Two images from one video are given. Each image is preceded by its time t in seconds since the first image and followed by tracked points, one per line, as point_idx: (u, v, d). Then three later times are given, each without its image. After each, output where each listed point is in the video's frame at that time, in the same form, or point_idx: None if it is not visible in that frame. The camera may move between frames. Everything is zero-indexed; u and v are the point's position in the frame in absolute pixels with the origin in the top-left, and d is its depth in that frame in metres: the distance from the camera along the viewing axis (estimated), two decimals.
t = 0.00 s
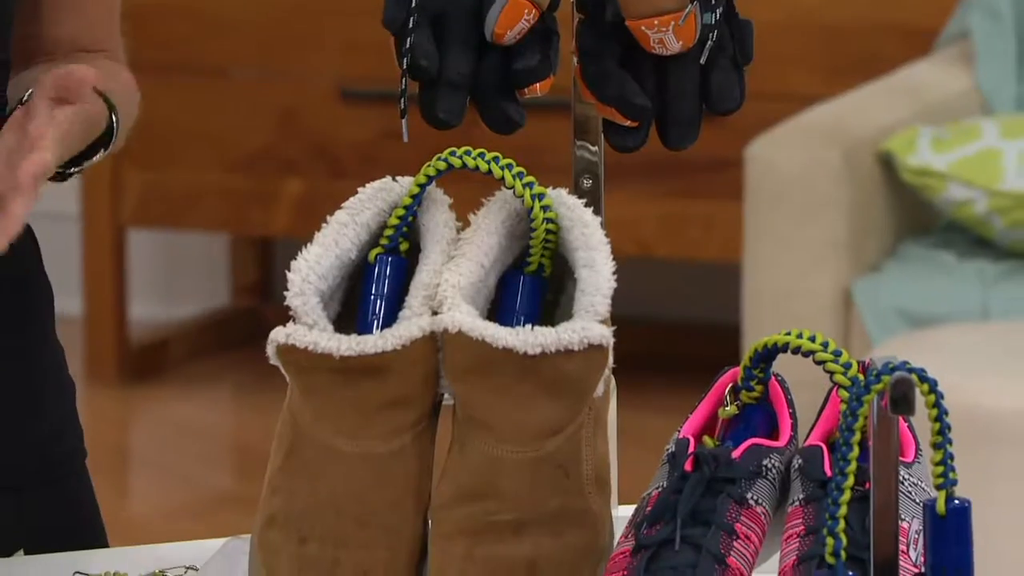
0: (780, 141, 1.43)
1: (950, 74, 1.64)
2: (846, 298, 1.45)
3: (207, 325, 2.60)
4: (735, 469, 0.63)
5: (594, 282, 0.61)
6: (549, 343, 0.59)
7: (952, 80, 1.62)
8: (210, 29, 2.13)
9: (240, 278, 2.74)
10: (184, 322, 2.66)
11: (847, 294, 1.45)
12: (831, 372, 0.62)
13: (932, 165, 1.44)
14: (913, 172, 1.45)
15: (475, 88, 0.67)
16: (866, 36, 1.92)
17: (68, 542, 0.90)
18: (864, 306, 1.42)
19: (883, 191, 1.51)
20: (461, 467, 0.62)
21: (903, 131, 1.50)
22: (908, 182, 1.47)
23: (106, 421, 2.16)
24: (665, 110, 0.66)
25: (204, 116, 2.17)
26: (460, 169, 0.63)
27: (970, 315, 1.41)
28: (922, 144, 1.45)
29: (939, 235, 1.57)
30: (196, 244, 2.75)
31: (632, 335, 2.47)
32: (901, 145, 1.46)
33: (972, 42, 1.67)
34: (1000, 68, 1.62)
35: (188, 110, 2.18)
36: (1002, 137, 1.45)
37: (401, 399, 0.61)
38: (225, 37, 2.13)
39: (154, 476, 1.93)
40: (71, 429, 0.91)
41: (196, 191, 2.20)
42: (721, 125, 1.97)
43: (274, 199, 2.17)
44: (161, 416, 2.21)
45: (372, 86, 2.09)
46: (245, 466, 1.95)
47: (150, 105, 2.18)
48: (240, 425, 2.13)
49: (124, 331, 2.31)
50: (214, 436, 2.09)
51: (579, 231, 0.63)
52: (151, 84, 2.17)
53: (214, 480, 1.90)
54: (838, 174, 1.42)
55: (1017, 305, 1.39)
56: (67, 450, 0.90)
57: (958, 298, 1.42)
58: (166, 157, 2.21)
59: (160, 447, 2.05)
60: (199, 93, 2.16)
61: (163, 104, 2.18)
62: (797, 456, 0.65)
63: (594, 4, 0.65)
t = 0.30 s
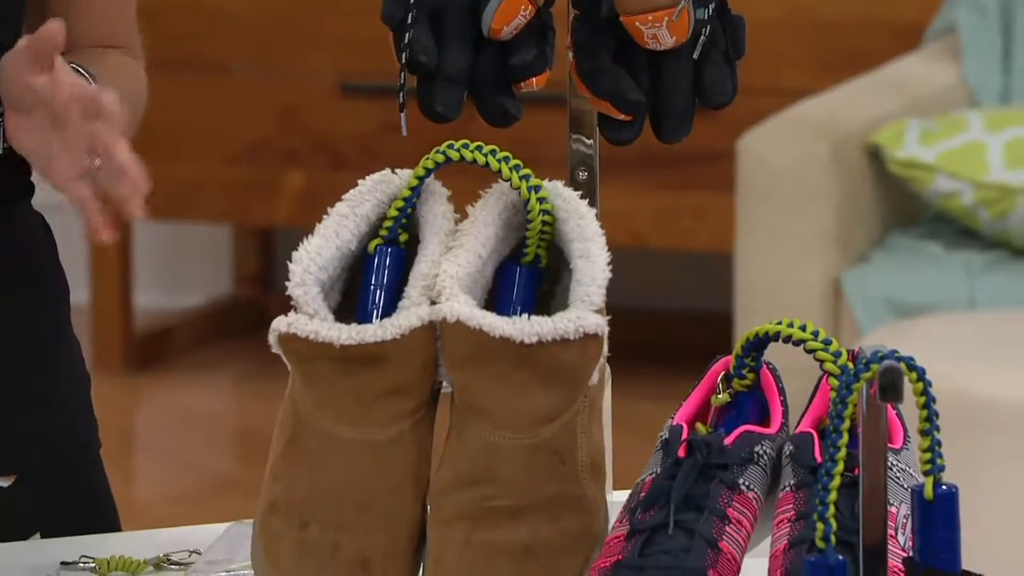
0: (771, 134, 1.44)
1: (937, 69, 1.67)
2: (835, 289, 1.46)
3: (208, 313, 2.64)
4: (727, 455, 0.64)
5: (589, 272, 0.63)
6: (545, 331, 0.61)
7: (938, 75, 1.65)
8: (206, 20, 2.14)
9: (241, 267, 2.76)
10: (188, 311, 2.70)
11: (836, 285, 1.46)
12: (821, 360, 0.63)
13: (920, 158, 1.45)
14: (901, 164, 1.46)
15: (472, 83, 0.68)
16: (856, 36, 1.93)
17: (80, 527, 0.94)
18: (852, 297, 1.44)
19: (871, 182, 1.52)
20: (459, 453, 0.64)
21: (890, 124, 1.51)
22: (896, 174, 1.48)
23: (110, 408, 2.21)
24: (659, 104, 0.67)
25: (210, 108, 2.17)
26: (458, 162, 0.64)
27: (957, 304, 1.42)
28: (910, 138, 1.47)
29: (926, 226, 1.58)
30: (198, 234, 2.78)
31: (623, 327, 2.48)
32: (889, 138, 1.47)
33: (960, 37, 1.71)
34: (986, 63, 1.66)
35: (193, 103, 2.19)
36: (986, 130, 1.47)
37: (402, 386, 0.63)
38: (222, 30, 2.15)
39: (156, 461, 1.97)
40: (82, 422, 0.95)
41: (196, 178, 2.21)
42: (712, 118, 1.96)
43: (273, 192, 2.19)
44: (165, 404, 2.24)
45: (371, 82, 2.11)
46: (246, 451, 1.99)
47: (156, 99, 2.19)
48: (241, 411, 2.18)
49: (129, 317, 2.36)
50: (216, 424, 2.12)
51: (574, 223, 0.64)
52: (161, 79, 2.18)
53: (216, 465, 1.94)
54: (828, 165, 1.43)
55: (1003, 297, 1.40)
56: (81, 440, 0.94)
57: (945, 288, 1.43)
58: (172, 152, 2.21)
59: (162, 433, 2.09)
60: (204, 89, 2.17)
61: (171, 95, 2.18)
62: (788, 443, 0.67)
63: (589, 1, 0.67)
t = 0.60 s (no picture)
0: (750, 130, 1.48)
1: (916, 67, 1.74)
2: (817, 282, 1.50)
3: (202, 306, 2.72)
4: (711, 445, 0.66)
5: (577, 266, 0.64)
6: (533, 324, 0.62)
7: (918, 73, 1.72)
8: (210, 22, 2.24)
9: (235, 259, 2.86)
10: (184, 302, 2.78)
11: (818, 278, 1.50)
12: (803, 352, 0.65)
13: (899, 153, 1.50)
14: (880, 160, 1.51)
15: (461, 80, 0.69)
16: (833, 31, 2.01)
17: (78, 516, 0.95)
18: (833, 288, 1.48)
19: (852, 177, 1.57)
20: (450, 443, 0.65)
21: (869, 121, 1.55)
22: (876, 169, 1.52)
23: (108, 397, 2.27)
24: (645, 100, 0.69)
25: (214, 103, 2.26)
26: (448, 157, 0.66)
27: (935, 296, 1.48)
28: (889, 134, 1.51)
29: (903, 220, 1.63)
30: (191, 227, 2.87)
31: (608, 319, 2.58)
32: (869, 134, 1.51)
33: (938, 36, 1.79)
34: (964, 64, 1.74)
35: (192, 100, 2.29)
36: (963, 127, 1.52)
37: (393, 377, 0.64)
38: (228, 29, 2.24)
39: (154, 449, 2.01)
40: (83, 411, 0.96)
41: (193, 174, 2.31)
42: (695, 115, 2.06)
43: (269, 186, 2.29)
44: (162, 393, 2.31)
45: (366, 79, 2.20)
46: (241, 439, 2.03)
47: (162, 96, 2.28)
48: (235, 401, 2.23)
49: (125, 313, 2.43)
50: (213, 412, 2.17)
51: (562, 217, 0.66)
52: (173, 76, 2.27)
53: (212, 452, 1.98)
54: (807, 160, 1.46)
55: (979, 288, 1.46)
56: (80, 429, 0.95)
57: (924, 281, 1.48)
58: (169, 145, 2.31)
59: (159, 422, 2.14)
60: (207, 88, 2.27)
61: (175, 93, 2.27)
62: (772, 433, 0.68)
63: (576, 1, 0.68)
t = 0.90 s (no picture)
0: (733, 127, 1.52)
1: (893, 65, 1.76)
2: (798, 275, 1.54)
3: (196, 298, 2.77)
4: (695, 435, 0.68)
5: (563, 259, 0.65)
6: (521, 317, 0.64)
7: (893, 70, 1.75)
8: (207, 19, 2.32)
9: (229, 251, 2.91)
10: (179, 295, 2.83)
11: (799, 271, 1.54)
12: (785, 344, 0.66)
13: (878, 149, 1.53)
14: (860, 155, 1.54)
15: (451, 77, 0.70)
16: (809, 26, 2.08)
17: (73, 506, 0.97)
18: (813, 278, 1.52)
19: (831, 172, 1.60)
20: (439, 433, 0.66)
21: (848, 118, 1.59)
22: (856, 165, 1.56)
23: (104, 387, 2.30)
24: (630, 98, 0.70)
25: (210, 99, 2.35)
26: (438, 154, 0.67)
27: (912, 288, 1.50)
28: (868, 130, 1.55)
29: (881, 214, 1.66)
30: (186, 221, 2.91)
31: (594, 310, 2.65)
32: (848, 130, 1.56)
33: (916, 34, 1.82)
34: (938, 62, 1.77)
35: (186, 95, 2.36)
36: (940, 123, 1.55)
37: (383, 369, 0.65)
38: (228, 24, 2.32)
39: (148, 438, 2.03)
40: (77, 402, 0.97)
41: (189, 171, 2.40)
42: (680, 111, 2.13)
43: (262, 181, 2.37)
44: (157, 383, 2.34)
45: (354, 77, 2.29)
46: (234, 428, 2.06)
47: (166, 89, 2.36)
48: (229, 392, 2.26)
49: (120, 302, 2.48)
50: (207, 402, 2.20)
51: (549, 212, 0.67)
52: (176, 74, 2.35)
53: (205, 441, 2.01)
54: (788, 157, 1.50)
55: (956, 282, 1.48)
56: (75, 422, 0.96)
57: (901, 273, 1.50)
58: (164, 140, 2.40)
59: (154, 412, 2.17)
60: (200, 86, 2.35)
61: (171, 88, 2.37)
62: (755, 424, 0.70)
63: None
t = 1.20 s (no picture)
0: (718, 124, 1.52)
1: (869, 64, 1.78)
2: (779, 270, 1.54)
3: (191, 291, 2.79)
4: (680, 427, 0.69)
5: (551, 254, 0.67)
6: (510, 310, 0.65)
7: (871, 69, 1.77)
8: (201, 19, 2.34)
9: (223, 245, 2.92)
10: (174, 288, 2.86)
11: (780, 265, 1.54)
12: (769, 336, 0.67)
13: (857, 146, 1.54)
14: (840, 152, 1.55)
15: (441, 76, 0.72)
16: (791, 27, 2.13)
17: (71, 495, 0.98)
18: (795, 274, 1.52)
19: (812, 168, 1.62)
20: (429, 424, 0.68)
21: (828, 116, 1.60)
22: (837, 161, 1.56)
23: (102, 378, 2.32)
24: (616, 95, 0.72)
25: (204, 96, 2.37)
26: (428, 150, 0.68)
27: (892, 280, 1.53)
28: (848, 128, 1.55)
29: (863, 210, 1.68)
30: (182, 216, 2.93)
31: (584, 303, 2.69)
32: (829, 127, 1.56)
33: (895, 32, 1.84)
34: (916, 60, 1.79)
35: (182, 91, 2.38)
36: (918, 120, 1.57)
37: (373, 362, 0.67)
38: (223, 25, 2.33)
39: (144, 429, 2.05)
40: (74, 393, 0.98)
41: (188, 164, 2.41)
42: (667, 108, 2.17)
43: (257, 176, 2.39)
44: (153, 376, 2.36)
45: (345, 74, 2.31)
46: (228, 420, 2.08)
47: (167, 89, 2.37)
48: (224, 383, 2.28)
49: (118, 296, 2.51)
50: (204, 394, 2.22)
51: (537, 207, 0.68)
52: (173, 72, 2.36)
53: (200, 432, 2.03)
54: (770, 152, 1.51)
55: (934, 275, 1.51)
56: (72, 413, 0.98)
57: (882, 267, 1.53)
58: (159, 136, 2.41)
59: (151, 403, 2.19)
60: (201, 87, 2.36)
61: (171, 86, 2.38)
62: (739, 415, 0.71)
63: None
